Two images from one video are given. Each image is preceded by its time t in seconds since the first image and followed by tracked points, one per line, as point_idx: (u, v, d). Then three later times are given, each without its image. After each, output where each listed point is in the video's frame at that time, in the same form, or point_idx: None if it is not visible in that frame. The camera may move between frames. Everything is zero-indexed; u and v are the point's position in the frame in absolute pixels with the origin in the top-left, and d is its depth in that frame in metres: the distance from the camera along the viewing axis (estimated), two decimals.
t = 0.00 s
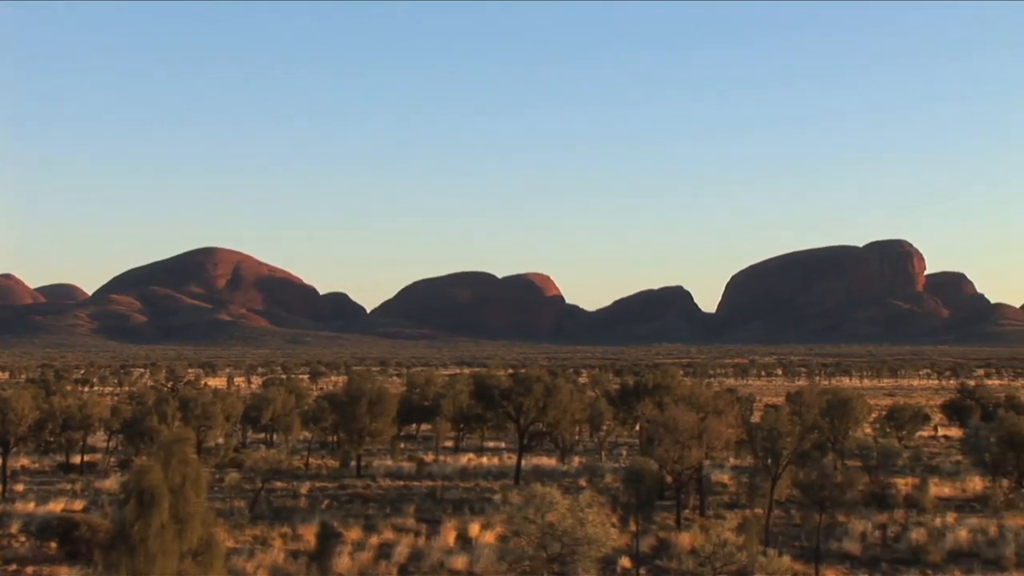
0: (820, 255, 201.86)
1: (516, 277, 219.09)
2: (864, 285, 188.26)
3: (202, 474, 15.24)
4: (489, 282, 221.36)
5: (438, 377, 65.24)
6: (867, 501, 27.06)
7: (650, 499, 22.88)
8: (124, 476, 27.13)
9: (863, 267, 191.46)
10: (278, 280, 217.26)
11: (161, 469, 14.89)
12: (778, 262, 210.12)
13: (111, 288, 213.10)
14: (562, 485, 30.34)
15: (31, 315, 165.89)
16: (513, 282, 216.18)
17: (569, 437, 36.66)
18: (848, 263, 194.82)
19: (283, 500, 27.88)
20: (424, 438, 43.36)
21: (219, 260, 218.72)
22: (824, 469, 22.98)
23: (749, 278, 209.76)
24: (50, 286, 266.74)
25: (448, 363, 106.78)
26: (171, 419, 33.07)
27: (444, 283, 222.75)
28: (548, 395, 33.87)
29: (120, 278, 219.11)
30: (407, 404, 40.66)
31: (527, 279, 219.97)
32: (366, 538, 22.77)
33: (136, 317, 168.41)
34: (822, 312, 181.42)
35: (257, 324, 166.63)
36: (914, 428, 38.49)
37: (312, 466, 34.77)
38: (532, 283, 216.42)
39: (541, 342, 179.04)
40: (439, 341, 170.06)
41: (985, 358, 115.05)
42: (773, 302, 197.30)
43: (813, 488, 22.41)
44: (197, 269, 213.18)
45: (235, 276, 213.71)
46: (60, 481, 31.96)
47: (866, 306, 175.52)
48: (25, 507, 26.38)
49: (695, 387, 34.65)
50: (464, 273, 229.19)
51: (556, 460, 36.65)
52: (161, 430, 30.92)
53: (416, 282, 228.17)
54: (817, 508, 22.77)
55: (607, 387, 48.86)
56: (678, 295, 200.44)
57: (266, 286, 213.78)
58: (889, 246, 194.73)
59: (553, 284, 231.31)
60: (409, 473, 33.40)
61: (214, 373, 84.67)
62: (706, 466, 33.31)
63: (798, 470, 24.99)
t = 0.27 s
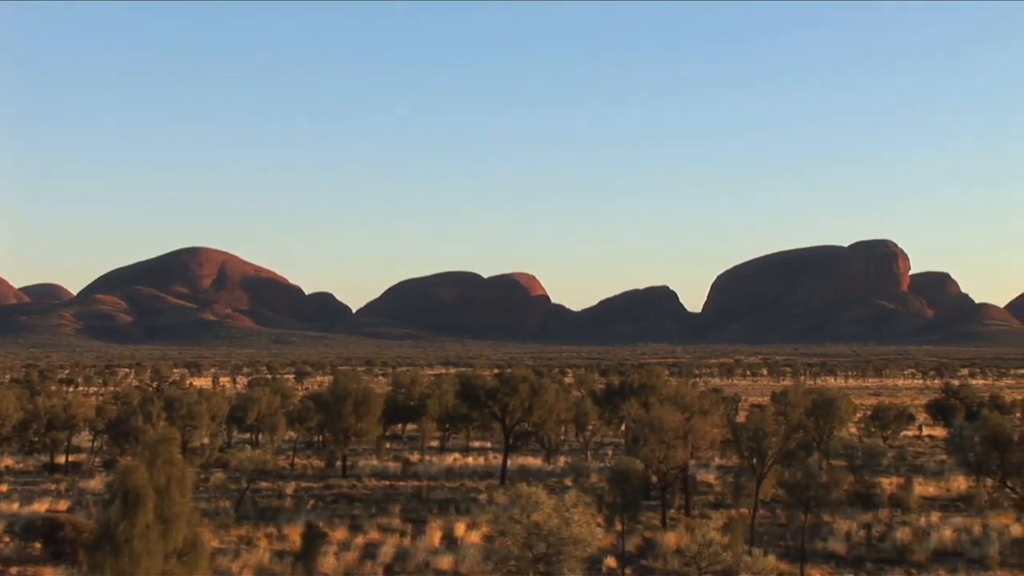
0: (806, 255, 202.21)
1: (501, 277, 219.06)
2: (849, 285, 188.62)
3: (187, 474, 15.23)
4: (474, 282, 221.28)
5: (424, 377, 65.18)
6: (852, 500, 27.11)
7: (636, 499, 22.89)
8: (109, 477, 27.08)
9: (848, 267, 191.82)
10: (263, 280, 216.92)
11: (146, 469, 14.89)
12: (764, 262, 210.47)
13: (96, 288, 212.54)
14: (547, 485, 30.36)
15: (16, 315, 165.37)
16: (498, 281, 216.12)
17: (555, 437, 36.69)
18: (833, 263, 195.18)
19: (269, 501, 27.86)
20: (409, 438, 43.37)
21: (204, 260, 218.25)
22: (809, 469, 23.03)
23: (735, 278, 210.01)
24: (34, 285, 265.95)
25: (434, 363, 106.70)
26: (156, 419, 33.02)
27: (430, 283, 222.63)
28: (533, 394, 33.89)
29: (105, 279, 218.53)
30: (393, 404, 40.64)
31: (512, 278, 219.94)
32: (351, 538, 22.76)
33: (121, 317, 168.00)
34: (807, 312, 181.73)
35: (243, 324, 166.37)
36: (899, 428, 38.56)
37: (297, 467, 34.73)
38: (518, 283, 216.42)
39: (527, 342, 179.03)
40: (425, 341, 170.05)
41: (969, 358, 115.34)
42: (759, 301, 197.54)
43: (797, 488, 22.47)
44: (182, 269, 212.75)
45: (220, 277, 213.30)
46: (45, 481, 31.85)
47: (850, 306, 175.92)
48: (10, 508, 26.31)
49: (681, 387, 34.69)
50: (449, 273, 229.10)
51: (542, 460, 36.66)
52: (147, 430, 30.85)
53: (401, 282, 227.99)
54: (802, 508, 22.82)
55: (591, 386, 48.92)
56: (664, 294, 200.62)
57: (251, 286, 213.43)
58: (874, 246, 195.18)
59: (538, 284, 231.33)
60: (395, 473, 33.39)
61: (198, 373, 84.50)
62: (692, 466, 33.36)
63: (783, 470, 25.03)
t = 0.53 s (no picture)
0: (792, 255, 202.52)
1: (487, 277, 219.02)
2: (835, 285, 188.98)
3: (172, 475, 15.20)
4: (460, 282, 221.22)
5: (409, 377, 65.30)
6: (837, 500, 27.17)
7: (622, 499, 22.89)
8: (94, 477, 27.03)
9: (833, 268, 192.18)
10: (249, 280, 216.60)
11: (131, 471, 14.83)
12: (750, 262, 210.71)
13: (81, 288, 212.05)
14: (533, 485, 30.38)
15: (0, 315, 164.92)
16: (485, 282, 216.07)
17: (541, 437, 36.70)
18: (819, 263, 195.54)
19: (254, 501, 27.83)
20: (395, 439, 43.34)
21: (190, 260, 217.82)
22: (795, 469, 23.07)
23: (721, 278, 210.29)
24: (19, 285, 265.21)
25: (420, 363, 106.77)
26: (141, 420, 32.96)
27: (415, 283, 222.52)
28: (519, 394, 33.91)
29: (90, 278, 217.99)
30: (378, 404, 40.62)
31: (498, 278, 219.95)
32: (337, 538, 22.77)
33: (106, 317, 167.66)
34: (793, 312, 182.07)
35: (229, 324, 166.18)
36: (884, 427, 38.65)
37: (282, 467, 34.69)
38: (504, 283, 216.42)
39: (513, 342, 179.06)
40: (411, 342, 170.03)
41: (954, 358, 115.68)
42: (744, 301, 197.78)
43: (784, 488, 22.49)
44: (168, 269, 212.31)
45: (206, 277, 212.95)
46: (29, 482, 31.77)
47: (836, 306, 176.31)
48: None
49: (667, 387, 34.73)
50: (435, 273, 229.01)
51: (528, 460, 36.67)
52: (133, 430, 30.79)
53: (387, 282, 227.82)
54: (788, 508, 22.87)
55: (578, 387, 48.93)
56: (650, 295, 200.82)
57: (237, 286, 213.11)
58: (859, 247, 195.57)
59: (524, 284, 231.35)
60: (380, 473, 33.38)
61: (184, 373, 84.51)
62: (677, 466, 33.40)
63: (768, 471, 25.07)
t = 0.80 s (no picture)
0: (779, 255, 202.82)
1: (475, 277, 219.06)
2: (822, 285, 189.32)
3: (160, 475, 15.17)
4: (448, 282, 221.24)
5: (397, 378, 65.42)
6: (825, 500, 27.22)
7: (609, 499, 22.91)
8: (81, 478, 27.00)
9: (821, 268, 192.50)
10: (236, 280, 216.37)
11: (119, 470, 14.84)
12: (738, 262, 210.97)
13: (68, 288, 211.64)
14: (521, 485, 30.41)
15: None
16: (473, 282, 216.12)
17: (529, 437, 36.74)
18: (806, 263, 195.88)
19: (242, 501, 27.82)
20: (383, 438, 43.35)
21: (177, 260, 217.49)
22: (782, 469, 23.11)
23: (708, 278, 210.56)
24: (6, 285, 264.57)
25: (408, 363, 106.94)
26: (128, 420, 32.92)
27: (403, 283, 222.47)
28: (506, 395, 33.93)
29: (78, 278, 217.54)
30: (366, 404, 40.62)
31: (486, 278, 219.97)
32: (326, 538, 22.79)
33: (94, 317, 167.41)
34: (780, 312, 182.39)
35: (216, 324, 166.06)
36: (871, 428, 38.75)
37: (270, 467, 34.66)
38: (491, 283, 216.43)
39: (500, 343, 179.15)
40: (399, 342, 170.11)
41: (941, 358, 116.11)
42: (732, 301, 198.03)
43: (771, 488, 22.53)
44: (155, 269, 211.98)
45: (193, 277, 212.65)
46: (16, 483, 31.71)
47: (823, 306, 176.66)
48: None
49: (654, 387, 34.79)
50: (423, 273, 228.99)
51: (516, 460, 36.69)
52: (120, 430, 30.75)
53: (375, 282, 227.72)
54: (776, 508, 22.89)
55: (565, 386, 49.00)
56: (637, 295, 201.02)
57: (224, 286, 212.88)
58: (847, 247, 195.93)
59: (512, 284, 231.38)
60: (368, 473, 33.38)
61: (172, 373, 84.62)
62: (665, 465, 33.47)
63: (755, 471, 25.11)
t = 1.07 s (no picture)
0: (765, 255, 203.10)
1: (461, 276, 218.98)
2: (807, 285, 189.67)
3: (145, 475, 15.14)
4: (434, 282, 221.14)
5: (381, 377, 65.55)
6: (810, 500, 27.27)
7: (595, 499, 22.93)
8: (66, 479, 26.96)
9: (806, 268, 192.84)
10: (222, 280, 216.07)
11: (104, 470, 14.81)
12: (724, 262, 211.27)
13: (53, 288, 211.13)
14: (506, 485, 30.42)
15: None
16: (459, 281, 216.09)
17: (515, 437, 36.74)
18: (792, 263, 196.19)
19: (228, 501, 27.79)
20: (369, 439, 43.33)
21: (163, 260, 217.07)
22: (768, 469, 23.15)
23: (694, 278, 210.83)
24: None
25: (393, 364, 107.05)
26: (114, 420, 32.85)
27: (389, 282, 222.34)
28: (492, 394, 33.92)
29: (63, 278, 216.99)
30: (352, 404, 40.58)
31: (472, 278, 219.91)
32: (311, 538, 22.79)
33: (79, 317, 167.08)
34: (766, 312, 182.71)
35: (202, 324, 165.88)
36: (856, 428, 38.84)
37: (256, 467, 34.60)
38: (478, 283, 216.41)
39: (486, 343, 179.20)
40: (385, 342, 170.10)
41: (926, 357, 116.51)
42: (718, 301, 198.30)
43: (756, 487, 22.56)
44: (141, 268, 211.54)
45: (179, 277, 212.29)
46: (1, 483, 31.64)
47: (808, 306, 176.97)
48: None
49: (640, 387, 34.83)
50: (409, 273, 228.91)
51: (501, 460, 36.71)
52: (105, 430, 30.69)
53: (361, 282, 227.57)
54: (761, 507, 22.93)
55: (551, 386, 49.02)
56: (623, 295, 201.18)
57: (210, 286, 212.55)
58: (832, 247, 196.34)
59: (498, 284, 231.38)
60: (354, 473, 33.36)
61: (158, 373, 84.67)
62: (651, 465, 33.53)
63: (740, 471, 25.13)
